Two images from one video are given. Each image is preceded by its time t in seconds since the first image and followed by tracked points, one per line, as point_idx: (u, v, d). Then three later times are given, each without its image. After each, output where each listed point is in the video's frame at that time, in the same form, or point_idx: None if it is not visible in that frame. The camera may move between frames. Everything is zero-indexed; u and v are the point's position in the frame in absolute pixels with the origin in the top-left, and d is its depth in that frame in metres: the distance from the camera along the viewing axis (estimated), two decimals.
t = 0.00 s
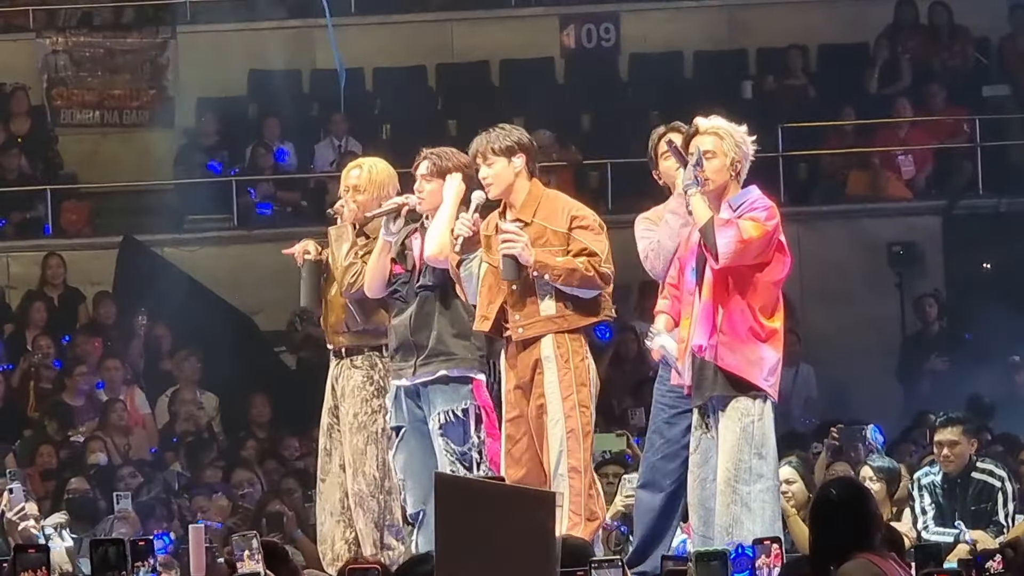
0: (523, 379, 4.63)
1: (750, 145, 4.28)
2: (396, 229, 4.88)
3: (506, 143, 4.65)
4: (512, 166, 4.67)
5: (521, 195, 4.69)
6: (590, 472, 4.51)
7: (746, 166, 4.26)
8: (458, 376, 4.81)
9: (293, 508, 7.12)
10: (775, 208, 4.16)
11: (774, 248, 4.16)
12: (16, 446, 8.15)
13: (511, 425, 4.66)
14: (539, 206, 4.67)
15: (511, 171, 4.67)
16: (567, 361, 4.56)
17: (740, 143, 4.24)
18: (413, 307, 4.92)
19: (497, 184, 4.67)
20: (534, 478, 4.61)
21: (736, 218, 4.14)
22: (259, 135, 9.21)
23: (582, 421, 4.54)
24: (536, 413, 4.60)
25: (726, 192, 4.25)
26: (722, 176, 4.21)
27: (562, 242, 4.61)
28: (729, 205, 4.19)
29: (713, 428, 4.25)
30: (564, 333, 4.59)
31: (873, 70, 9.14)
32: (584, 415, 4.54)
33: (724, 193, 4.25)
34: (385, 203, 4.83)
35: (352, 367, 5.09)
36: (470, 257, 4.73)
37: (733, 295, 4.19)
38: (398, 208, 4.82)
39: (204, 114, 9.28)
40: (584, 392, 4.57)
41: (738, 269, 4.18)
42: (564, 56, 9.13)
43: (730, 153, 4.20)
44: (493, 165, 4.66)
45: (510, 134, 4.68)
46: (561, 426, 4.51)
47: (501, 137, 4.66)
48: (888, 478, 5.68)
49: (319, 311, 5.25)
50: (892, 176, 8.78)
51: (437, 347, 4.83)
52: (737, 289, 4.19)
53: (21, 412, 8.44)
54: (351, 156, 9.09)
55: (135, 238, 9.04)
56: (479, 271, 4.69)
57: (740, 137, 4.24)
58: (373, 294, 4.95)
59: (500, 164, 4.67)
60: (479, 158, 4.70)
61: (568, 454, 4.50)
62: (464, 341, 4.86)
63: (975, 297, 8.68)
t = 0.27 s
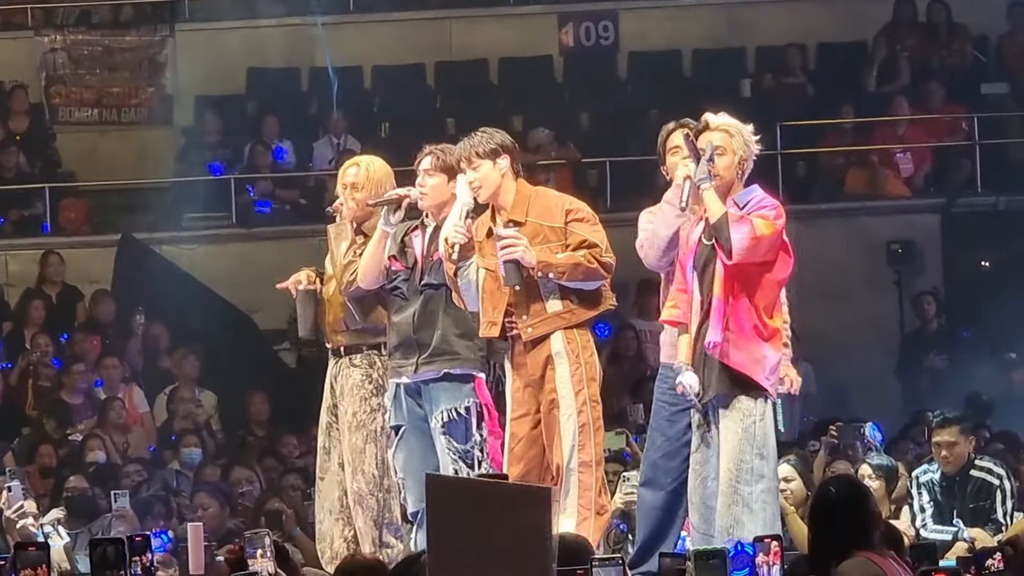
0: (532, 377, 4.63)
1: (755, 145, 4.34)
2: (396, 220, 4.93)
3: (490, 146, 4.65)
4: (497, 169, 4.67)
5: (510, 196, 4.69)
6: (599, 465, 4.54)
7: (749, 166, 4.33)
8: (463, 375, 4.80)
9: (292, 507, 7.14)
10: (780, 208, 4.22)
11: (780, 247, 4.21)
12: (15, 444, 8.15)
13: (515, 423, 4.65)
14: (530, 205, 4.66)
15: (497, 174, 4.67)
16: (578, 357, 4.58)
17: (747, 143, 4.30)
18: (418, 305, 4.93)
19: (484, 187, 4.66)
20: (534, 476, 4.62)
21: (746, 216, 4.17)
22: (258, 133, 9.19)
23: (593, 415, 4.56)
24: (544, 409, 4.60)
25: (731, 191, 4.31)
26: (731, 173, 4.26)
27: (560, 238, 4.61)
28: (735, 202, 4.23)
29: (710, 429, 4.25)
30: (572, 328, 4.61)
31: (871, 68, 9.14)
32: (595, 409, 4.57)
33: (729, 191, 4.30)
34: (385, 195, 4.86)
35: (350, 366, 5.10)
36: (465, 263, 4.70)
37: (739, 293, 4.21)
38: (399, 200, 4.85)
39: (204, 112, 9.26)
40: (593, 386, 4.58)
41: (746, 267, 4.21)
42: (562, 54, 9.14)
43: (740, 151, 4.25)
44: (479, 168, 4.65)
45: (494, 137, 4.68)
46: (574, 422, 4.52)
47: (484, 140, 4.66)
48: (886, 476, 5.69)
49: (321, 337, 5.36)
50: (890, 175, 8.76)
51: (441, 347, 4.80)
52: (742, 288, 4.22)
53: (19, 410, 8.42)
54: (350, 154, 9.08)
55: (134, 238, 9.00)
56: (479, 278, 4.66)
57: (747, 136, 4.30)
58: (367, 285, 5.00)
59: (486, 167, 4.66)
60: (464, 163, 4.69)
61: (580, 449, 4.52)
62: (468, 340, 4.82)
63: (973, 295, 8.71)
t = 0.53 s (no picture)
0: (534, 379, 4.69)
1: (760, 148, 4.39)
2: (386, 211, 4.92)
3: (499, 144, 4.72)
4: (504, 166, 4.73)
5: (513, 195, 4.75)
6: (612, 463, 4.60)
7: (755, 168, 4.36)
8: (461, 383, 4.86)
9: (289, 509, 7.17)
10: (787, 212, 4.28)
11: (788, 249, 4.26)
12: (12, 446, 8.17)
13: (516, 424, 4.72)
14: (531, 203, 4.71)
15: (503, 171, 4.73)
16: (579, 358, 4.63)
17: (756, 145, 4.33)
18: (420, 308, 4.94)
19: (489, 183, 4.72)
20: (533, 475, 4.71)
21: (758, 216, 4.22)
22: (255, 135, 9.21)
23: (600, 416, 4.62)
24: (548, 411, 4.65)
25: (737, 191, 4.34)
26: (741, 173, 4.29)
27: (558, 237, 4.66)
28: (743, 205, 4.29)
29: (707, 431, 4.26)
30: (572, 328, 4.66)
31: (869, 69, 9.14)
32: (601, 409, 4.63)
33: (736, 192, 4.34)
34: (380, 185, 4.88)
35: (348, 366, 5.10)
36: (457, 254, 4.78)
37: (751, 293, 4.24)
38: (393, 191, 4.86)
39: (204, 114, 9.24)
40: (598, 386, 4.64)
41: (756, 267, 4.25)
42: (559, 56, 9.16)
43: (751, 152, 4.29)
44: (484, 165, 4.72)
45: (503, 135, 4.75)
46: (579, 423, 4.59)
47: (493, 138, 4.74)
48: (884, 476, 5.70)
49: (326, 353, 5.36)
50: (888, 176, 8.76)
51: (436, 355, 4.86)
52: (753, 288, 4.25)
53: (16, 409, 8.48)
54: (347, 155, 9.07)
55: (132, 238, 9.03)
56: (470, 271, 4.73)
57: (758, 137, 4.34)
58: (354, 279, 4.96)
59: (493, 164, 4.73)
60: (471, 159, 4.76)
61: (590, 449, 4.59)
62: (466, 352, 4.88)
63: (971, 296, 8.70)
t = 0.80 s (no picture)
0: (550, 378, 4.70)
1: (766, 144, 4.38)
2: (382, 218, 4.91)
3: (498, 151, 4.77)
4: (507, 173, 4.78)
5: (521, 198, 4.79)
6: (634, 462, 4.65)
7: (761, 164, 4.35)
8: (461, 383, 4.86)
9: (285, 506, 7.19)
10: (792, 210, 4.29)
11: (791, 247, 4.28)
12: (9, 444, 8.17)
13: (528, 420, 4.73)
14: (540, 206, 4.76)
15: (507, 177, 4.78)
16: (597, 359, 4.66)
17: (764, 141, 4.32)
18: (416, 308, 4.93)
19: (495, 191, 4.78)
20: (542, 471, 4.72)
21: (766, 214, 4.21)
22: (252, 133, 9.21)
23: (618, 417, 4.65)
24: (566, 410, 4.67)
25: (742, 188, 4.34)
26: (750, 170, 4.28)
27: (566, 242, 4.71)
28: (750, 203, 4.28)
29: (706, 427, 4.27)
30: (589, 330, 4.70)
31: (865, 66, 9.14)
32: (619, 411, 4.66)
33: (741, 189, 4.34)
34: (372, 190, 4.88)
35: (348, 364, 5.10)
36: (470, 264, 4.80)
37: (758, 292, 4.24)
38: (385, 197, 4.86)
39: (201, 113, 9.22)
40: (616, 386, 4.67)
41: (763, 265, 4.25)
42: (555, 53, 9.15)
43: (761, 149, 4.27)
44: (489, 174, 4.78)
45: (503, 141, 4.80)
46: (598, 423, 4.61)
47: (492, 145, 4.78)
48: (881, 472, 5.71)
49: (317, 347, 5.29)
50: (884, 173, 8.79)
51: (435, 356, 4.87)
52: (760, 286, 4.25)
53: (14, 408, 8.48)
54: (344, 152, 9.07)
55: (128, 237, 9.06)
56: (484, 281, 4.77)
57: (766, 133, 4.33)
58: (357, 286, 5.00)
59: (495, 172, 4.79)
60: (475, 169, 4.82)
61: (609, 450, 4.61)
62: (467, 353, 4.88)
63: (969, 295, 8.69)
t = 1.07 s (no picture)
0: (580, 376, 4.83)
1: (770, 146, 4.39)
2: (379, 216, 4.92)
3: (517, 155, 4.84)
4: (525, 177, 4.87)
5: (541, 201, 4.95)
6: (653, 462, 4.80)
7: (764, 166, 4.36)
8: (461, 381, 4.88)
9: (281, 502, 7.20)
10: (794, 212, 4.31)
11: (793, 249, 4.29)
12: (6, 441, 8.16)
13: (551, 414, 4.83)
14: (561, 209, 4.94)
15: (525, 182, 4.87)
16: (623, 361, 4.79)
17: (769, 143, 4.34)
18: (415, 305, 4.94)
19: (513, 196, 4.86)
20: (564, 464, 4.82)
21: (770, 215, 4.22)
22: (250, 130, 9.24)
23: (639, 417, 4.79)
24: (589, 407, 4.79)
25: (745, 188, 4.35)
26: (754, 170, 4.29)
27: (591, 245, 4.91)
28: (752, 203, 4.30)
29: (703, 423, 4.32)
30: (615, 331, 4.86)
31: (862, 64, 9.12)
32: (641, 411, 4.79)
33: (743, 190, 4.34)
34: (367, 191, 4.88)
35: (347, 361, 5.09)
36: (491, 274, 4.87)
37: (759, 292, 4.24)
38: (381, 196, 4.87)
39: (195, 108, 9.23)
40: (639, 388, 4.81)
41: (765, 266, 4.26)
42: (553, 50, 9.11)
43: (766, 150, 4.28)
44: (506, 179, 4.85)
45: (520, 144, 4.86)
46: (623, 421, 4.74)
47: (510, 149, 4.85)
48: (878, 468, 5.72)
49: (313, 331, 5.29)
50: (882, 169, 8.80)
51: (433, 355, 4.88)
52: (761, 286, 4.26)
53: (12, 406, 8.48)
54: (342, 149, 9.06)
55: (127, 234, 9.02)
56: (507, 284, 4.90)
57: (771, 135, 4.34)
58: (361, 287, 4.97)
59: (513, 176, 4.86)
60: (492, 173, 4.88)
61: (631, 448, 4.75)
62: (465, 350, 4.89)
63: (968, 291, 8.69)
